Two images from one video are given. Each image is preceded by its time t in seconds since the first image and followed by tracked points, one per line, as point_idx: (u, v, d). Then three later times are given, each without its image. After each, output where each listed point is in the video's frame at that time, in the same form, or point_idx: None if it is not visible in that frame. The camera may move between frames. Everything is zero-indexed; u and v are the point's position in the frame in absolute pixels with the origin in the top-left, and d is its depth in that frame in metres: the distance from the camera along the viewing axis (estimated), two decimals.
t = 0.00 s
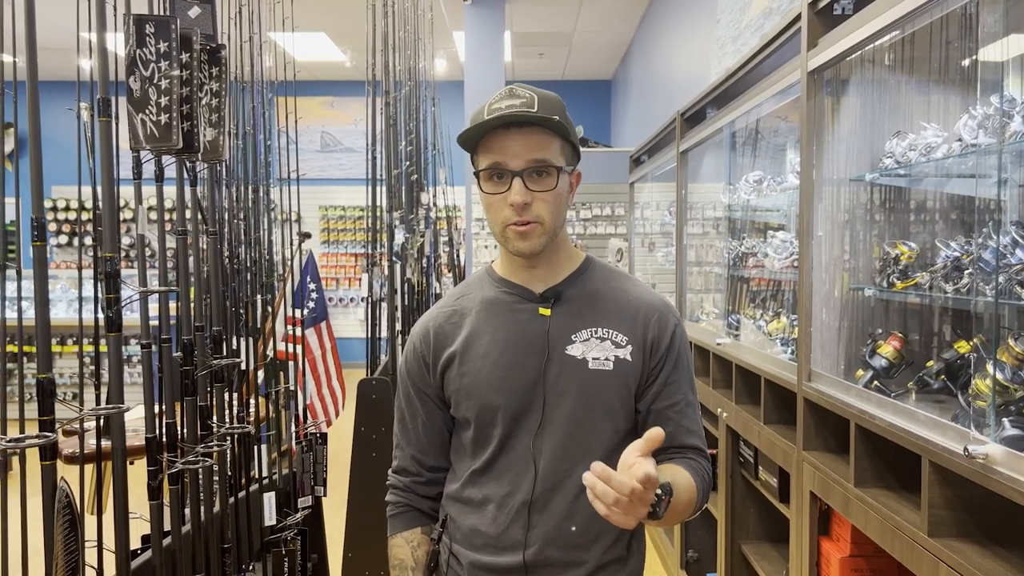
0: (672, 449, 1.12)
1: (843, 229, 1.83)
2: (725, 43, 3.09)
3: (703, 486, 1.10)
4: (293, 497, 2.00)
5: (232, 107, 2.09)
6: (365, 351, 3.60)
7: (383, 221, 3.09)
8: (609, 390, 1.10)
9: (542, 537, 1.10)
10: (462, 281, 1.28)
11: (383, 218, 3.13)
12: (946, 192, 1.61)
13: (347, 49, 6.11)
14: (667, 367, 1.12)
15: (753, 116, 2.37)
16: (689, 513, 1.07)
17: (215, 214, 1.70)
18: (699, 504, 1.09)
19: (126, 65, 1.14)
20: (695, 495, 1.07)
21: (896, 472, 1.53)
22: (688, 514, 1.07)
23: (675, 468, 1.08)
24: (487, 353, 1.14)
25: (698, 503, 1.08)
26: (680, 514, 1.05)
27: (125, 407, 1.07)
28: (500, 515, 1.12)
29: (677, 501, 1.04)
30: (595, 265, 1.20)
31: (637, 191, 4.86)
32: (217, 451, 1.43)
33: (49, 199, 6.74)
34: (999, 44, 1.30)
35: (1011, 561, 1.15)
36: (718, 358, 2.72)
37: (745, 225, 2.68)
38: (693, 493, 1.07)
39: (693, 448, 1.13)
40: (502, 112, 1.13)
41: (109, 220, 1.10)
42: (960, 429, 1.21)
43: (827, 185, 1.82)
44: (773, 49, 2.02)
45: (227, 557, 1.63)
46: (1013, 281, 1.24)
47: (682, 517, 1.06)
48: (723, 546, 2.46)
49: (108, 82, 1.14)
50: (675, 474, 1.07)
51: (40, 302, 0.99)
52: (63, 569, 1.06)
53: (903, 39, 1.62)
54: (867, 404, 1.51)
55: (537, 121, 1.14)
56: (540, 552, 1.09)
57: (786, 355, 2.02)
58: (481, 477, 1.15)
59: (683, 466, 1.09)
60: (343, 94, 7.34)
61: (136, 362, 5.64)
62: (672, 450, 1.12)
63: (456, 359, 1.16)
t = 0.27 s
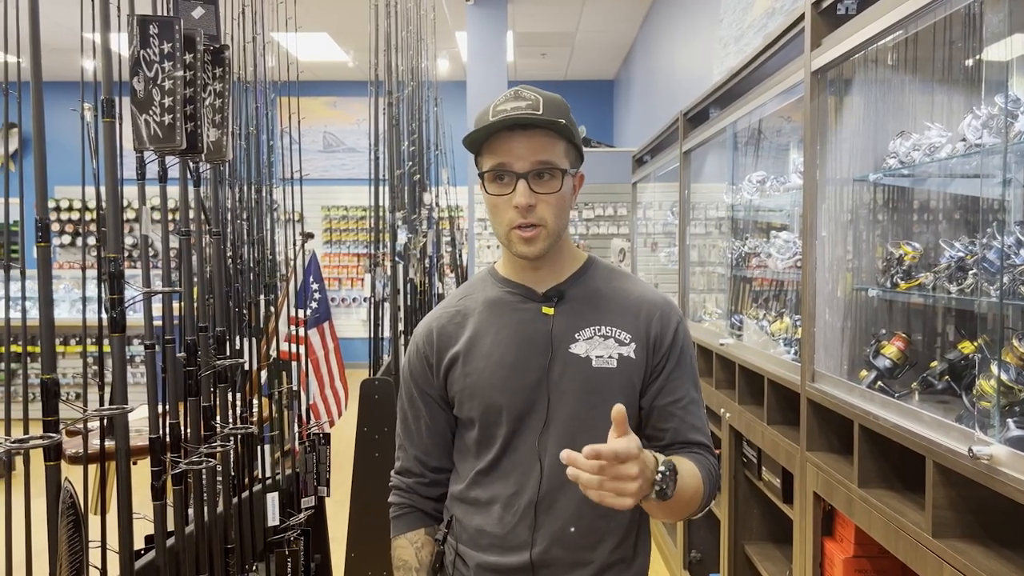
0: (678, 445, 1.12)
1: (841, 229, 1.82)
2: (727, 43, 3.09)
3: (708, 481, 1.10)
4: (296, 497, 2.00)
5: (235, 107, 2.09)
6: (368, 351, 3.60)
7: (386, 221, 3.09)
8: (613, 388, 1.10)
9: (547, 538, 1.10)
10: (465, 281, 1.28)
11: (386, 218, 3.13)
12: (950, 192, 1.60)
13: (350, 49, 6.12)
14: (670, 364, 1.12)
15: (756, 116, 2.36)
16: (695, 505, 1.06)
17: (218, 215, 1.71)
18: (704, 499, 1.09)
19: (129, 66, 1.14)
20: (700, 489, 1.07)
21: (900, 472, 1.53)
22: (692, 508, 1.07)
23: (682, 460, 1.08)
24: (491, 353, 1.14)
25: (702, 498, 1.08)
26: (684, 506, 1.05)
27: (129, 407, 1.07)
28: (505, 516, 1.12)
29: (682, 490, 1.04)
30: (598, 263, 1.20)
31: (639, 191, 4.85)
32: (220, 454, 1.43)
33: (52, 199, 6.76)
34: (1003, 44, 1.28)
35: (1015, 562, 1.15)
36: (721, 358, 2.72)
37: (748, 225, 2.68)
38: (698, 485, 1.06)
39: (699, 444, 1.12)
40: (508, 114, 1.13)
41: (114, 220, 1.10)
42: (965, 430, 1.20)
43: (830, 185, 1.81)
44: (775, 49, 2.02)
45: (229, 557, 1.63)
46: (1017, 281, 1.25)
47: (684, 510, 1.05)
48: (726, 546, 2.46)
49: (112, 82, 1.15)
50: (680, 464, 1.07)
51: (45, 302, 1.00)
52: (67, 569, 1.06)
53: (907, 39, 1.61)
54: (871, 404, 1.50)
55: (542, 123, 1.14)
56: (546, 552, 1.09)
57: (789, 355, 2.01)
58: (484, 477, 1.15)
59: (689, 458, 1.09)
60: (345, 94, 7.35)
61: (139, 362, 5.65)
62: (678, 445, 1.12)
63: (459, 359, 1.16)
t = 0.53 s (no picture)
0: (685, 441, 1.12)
1: (843, 229, 1.83)
2: (729, 43, 3.09)
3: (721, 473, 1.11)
4: (298, 497, 2.00)
5: (238, 107, 2.10)
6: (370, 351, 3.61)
7: (388, 221, 3.10)
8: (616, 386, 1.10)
9: (549, 537, 1.10)
10: (467, 281, 1.28)
11: (388, 218, 3.13)
12: (952, 193, 1.60)
13: (352, 50, 6.12)
14: (674, 362, 1.13)
15: (758, 116, 2.36)
16: (708, 492, 1.07)
17: (220, 215, 1.71)
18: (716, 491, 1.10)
19: (132, 67, 1.14)
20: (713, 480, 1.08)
21: (903, 473, 1.53)
22: (704, 499, 1.08)
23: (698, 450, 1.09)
24: (493, 351, 1.14)
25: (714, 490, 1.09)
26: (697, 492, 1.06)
27: (131, 408, 1.07)
28: (508, 515, 1.12)
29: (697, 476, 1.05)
30: (601, 261, 1.20)
31: (641, 192, 4.85)
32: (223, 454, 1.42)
33: (55, 199, 6.78)
34: (1006, 43, 1.27)
35: (1018, 563, 1.15)
36: (723, 358, 2.72)
37: (751, 225, 2.67)
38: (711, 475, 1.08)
39: (710, 438, 1.12)
40: (520, 116, 1.13)
41: (116, 221, 1.10)
42: (967, 431, 1.20)
43: (833, 185, 1.81)
44: (778, 49, 2.01)
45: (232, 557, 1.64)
46: (1019, 282, 1.25)
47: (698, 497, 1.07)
48: (729, 547, 2.46)
49: (114, 82, 1.15)
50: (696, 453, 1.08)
51: (46, 303, 1.00)
52: (69, 569, 1.06)
53: (910, 39, 1.61)
54: (874, 405, 1.50)
55: (554, 125, 1.14)
56: (550, 550, 1.10)
57: (792, 356, 2.01)
58: (487, 477, 1.15)
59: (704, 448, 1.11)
60: (348, 94, 7.35)
61: (141, 361, 5.67)
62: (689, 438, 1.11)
63: (462, 358, 1.16)
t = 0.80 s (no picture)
0: (685, 448, 1.13)
1: (851, 230, 1.83)
2: (731, 43, 3.09)
3: (716, 481, 1.10)
4: (299, 498, 2.01)
5: (240, 108, 2.10)
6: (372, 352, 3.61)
7: (390, 222, 3.10)
8: (618, 390, 1.10)
9: (551, 538, 1.10)
10: (469, 283, 1.28)
11: (389, 219, 3.14)
12: (954, 194, 1.59)
13: (354, 50, 6.13)
14: (676, 367, 1.13)
15: (760, 116, 2.35)
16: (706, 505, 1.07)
17: (220, 216, 1.71)
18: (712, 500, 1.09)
19: (132, 69, 1.15)
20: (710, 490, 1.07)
21: (904, 474, 1.53)
22: (702, 511, 1.07)
23: (690, 464, 1.08)
24: (495, 354, 1.14)
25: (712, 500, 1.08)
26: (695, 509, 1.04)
27: (130, 410, 1.07)
28: (509, 516, 1.12)
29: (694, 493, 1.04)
30: (603, 266, 1.20)
31: (643, 192, 4.85)
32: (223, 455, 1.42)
33: (57, 200, 6.79)
34: (1007, 44, 1.27)
35: (1018, 565, 1.15)
36: (724, 359, 2.72)
37: (752, 226, 2.67)
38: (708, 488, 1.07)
39: (705, 446, 1.13)
40: (520, 121, 1.13)
41: (114, 222, 1.11)
42: (967, 433, 1.20)
43: (834, 186, 1.81)
44: (779, 50, 2.01)
45: (233, 559, 1.64)
46: (1019, 283, 1.25)
47: (697, 512, 1.05)
48: (730, 547, 2.46)
49: (114, 83, 1.15)
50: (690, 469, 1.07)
51: (45, 303, 1.00)
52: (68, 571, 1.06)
53: (911, 39, 1.60)
54: (875, 406, 1.50)
55: (555, 129, 1.14)
56: (551, 552, 1.10)
57: (793, 357, 2.01)
58: (488, 478, 1.15)
59: (697, 461, 1.10)
60: (350, 95, 7.37)
61: (143, 361, 5.68)
62: (687, 448, 1.13)
63: (464, 360, 1.16)
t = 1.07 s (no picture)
0: (681, 447, 1.12)
1: (844, 227, 1.81)
2: (732, 43, 3.08)
3: (709, 482, 1.10)
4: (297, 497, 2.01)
5: (239, 108, 2.11)
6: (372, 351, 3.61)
7: (391, 221, 3.10)
8: (615, 388, 1.10)
9: (549, 537, 1.10)
10: (467, 281, 1.28)
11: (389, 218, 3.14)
12: (953, 192, 1.60)
13: (355, 50, 6.13)
14: (673, 364, 1.12)
15: (762, 114, 2.33)
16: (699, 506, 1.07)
17: (217, 215, 1.71)
18: (706, 501, 1.09)
19: (126, 67, 1.14)
20: (703, 491, 1.08)
21: (903, 473, 1.52)
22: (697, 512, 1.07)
23: (683, 465, 1.08)
24: (493, 352, 1.14)
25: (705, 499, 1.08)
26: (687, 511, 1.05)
27: (123, 408, 1.08)
28: (507, 515, 1.12)
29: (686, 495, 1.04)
30: (600, 263, 1.20)
31: (644, 192, 4.85)
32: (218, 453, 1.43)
33: (59, 200, 6.81)
34: (1008, 43, 1.28)
35: (1016, 565, 1.14)
36: (724, 358, 2.71)
37: (753, 225, 2.67)
38: (700, 488, 1.07)
39: (702, 446, 1.13)
40: (521, 116, 1.13)
41: (107, 222, 1.11)
42: (963, 431, 1.20)
43: (834, 185, 1.80)
44: (778, 48, 2.01)
45: (228, 557, 1.63)
46: (1017, 281, 1.24)
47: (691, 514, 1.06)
48: (730, 547, 2.46)
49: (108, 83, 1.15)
50: (681, 469, 1.07)
51: (37, 302, 1.00)
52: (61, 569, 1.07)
53: (912, 37, 1.60)
54: (874, 405, 1.50)
55: (556, 124, 1.14)
56: (549, 551, 1.10)
57: (793, 356, 2.01)
58: (486, 477, 1.15)
59: (690, 462, 1.10)
60: (351, 95, 7.38)
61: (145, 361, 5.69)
62: (681, 447, 1.13)
63: (461, 359, 1.16)
